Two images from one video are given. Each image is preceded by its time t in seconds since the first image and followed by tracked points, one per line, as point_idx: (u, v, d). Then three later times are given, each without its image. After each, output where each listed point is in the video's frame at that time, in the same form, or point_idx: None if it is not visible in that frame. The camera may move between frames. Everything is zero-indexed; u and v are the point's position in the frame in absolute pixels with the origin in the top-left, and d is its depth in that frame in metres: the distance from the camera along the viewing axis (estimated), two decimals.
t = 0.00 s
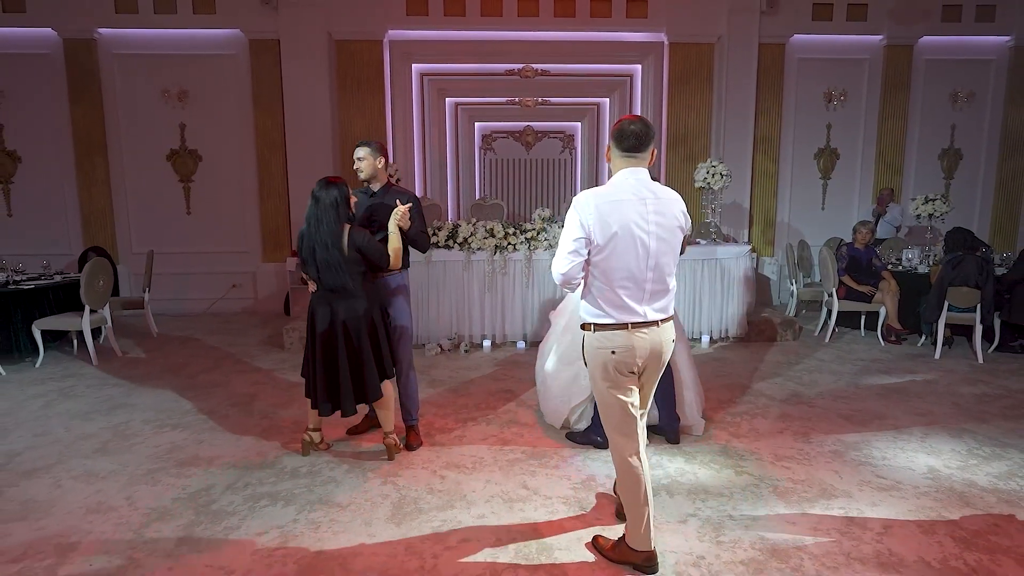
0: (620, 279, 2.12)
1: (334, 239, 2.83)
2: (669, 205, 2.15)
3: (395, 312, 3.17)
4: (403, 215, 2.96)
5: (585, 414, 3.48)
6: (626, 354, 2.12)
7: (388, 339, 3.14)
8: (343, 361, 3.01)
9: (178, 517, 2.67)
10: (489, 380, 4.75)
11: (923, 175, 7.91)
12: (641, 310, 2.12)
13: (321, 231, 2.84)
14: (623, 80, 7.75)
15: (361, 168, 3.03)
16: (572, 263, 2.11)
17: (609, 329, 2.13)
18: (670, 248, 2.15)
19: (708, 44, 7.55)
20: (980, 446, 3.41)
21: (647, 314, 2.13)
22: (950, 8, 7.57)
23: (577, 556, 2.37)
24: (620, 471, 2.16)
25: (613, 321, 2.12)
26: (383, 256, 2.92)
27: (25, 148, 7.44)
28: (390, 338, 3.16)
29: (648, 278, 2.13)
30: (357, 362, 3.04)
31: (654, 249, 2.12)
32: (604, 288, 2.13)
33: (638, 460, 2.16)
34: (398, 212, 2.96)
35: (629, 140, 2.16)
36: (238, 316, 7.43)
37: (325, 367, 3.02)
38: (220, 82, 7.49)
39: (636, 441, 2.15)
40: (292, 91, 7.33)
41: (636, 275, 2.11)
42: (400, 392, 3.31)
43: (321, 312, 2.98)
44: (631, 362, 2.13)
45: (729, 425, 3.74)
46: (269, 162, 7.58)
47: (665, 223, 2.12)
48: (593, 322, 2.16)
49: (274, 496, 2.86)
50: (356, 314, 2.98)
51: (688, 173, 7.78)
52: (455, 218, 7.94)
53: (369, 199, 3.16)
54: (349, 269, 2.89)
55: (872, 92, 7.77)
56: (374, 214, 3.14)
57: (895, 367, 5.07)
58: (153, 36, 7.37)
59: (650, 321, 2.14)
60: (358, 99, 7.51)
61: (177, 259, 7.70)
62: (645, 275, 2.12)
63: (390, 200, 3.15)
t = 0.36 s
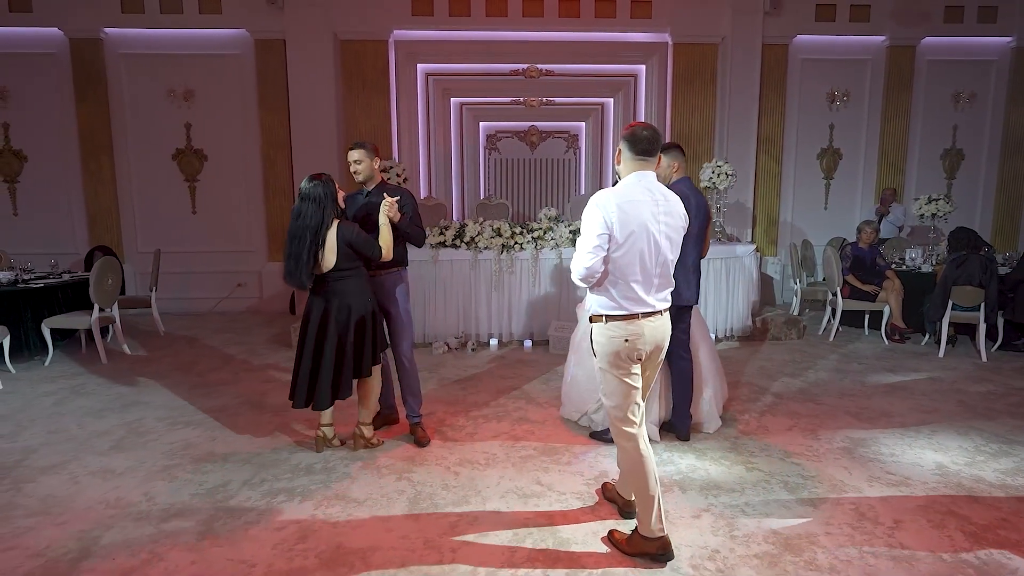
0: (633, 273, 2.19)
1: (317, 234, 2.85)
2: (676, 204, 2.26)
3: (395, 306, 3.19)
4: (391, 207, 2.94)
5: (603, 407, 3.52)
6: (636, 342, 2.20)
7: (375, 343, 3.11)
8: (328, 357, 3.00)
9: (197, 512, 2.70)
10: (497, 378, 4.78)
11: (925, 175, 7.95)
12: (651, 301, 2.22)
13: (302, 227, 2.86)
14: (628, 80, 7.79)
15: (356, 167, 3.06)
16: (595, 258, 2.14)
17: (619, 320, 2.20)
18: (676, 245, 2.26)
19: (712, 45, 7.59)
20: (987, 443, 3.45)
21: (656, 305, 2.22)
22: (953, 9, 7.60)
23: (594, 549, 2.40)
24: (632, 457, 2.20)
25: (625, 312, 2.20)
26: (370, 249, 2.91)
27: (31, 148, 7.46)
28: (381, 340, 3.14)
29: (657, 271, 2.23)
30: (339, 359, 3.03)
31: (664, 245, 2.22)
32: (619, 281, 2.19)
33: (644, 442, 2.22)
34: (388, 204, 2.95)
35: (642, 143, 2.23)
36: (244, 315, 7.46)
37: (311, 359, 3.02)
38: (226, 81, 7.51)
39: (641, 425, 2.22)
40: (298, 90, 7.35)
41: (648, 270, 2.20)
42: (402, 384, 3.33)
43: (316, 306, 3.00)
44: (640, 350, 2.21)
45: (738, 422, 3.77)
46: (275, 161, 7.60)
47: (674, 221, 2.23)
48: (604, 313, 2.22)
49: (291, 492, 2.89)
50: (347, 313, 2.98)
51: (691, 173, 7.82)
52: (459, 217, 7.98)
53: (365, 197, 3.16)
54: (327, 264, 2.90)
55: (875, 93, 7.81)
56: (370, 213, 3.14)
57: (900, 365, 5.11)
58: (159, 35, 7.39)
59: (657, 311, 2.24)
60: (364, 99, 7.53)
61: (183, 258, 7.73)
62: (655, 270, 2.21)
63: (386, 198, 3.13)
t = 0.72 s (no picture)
0: (648, 261, 2.30)
1: (327, 230, 2.88)
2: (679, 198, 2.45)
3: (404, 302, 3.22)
4: (403, 203, 2.96)
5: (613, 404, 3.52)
6: (645, 328, 2.32)
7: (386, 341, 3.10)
8: (336, 351, 3.02)
9: (214, 505, 2.72)
10: (505, 374, 4.81)
11: (927, 174, 7.99)
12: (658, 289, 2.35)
13: (312, 223, 2.89)
14: (630, 79, 7.82)
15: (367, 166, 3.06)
16: (621, 245, 2.21)
17: (631, 306, 2.30)
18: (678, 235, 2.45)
19: (715, 44, 7.62)
20: (993, 437, 3.48)
21: (661, 292, 2.36)
22: (953, 9, 7.65)
23: (609, 541, 2.42)
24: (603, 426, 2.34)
25: (636, 300, 2.30)
26: (376, 246, 2.92)
27: (36, 147, 7.47)
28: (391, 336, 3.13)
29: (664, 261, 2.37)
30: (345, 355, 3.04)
31: (671, 236, 2.39)
32: (634, 269, 2.29)
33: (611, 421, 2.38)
34: (400, 199, 2.95)
35: (648, 139, 2.37)
36: (249, 313, 7.48)
37: (320, 354, 3.06)
38: (230, 81, 7.53)
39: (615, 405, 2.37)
40: (302, 90, 7.36)
41: (659, 258, 2.34)
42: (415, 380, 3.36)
43: (326, 301, 3.03)
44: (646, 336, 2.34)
45: (746, 417, 3.80)
46: (279, 161, 7.62)
47: (677, 215, 2.42)
48: (616, 300, 2.30)
49: (306, 486, 2.91)
50: (356, 309, 2.99)
51: (694, 171, 7.85)
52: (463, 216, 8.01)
53: (375, 195, 3.16)
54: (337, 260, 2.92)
55: (877, 92, 7.85)
56: (381, 211, 3.15)
57: (904, 362, 5.14)
58: (163, 35, 7.41)
59: (661, 298, 2.37)
60: (368, 98, 7.56)
61: (187, 257, 7.74)
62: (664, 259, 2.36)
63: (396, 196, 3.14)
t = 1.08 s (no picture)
0: (629, 256, 2.34)
1: (351, 226, 2.88)
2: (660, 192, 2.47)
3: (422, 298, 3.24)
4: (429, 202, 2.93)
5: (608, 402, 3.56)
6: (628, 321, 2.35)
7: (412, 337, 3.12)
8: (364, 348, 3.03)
9: (223, 499, 2.73)
10: (508, 371, 4.83)
11: (926, 172, 8.03)
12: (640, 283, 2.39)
13: (336, 219, 2.89)
14: (631, 78, 7.84)
15: (391, 163, 3.09)
16: (602, 240, 2.24)
17: (613, 300, 2.33)
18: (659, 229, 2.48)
19: (715, 43, 7.64)
20: (993, 431, 3.51)
21: (643, 285, 2.40)
22: (952, 8, 7.69)
23: (616, 532, 2.44)
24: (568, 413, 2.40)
25: (618, 294, 2.34)
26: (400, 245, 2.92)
27: (37, 145, 7.47)
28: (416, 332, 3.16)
29: (646, 255, 2.40)
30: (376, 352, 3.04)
31: (652, 230, 2.41)
32: (617, 264, 2.32)
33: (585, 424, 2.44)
34: (426, 198, 2.93)
35: (627, 138, 2.38)
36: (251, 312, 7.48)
37: (347, 353, 3.05)
38: (232, 79, 7.54)
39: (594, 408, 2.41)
40: (304, 88, 7.37)
41: (640, 253, 2.36)
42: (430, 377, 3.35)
43: (351, 299, 3.03)
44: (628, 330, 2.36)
45: (749, 412, 3.83)
46: (280, 159, 7.64)
47: (658, 209, 2.44)
48: (598, 294, 2.35)
49: (313, 480, 2.93)
50: (382, 306, 3.00)
51: (694, 170, 7.88)
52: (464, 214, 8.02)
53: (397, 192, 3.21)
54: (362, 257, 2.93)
55: (876, 91, 7.88)
56: (402, 207, 3.20)
57: (905, 358, 5.17)
58: (165, 34, 7.41)
59: (643, 292, 2.41)
60: (369, 96, 7.57)
61: (189, 255, 7.75)
62: (645, 253, 2.39)
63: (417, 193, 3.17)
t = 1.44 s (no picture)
0: (566, 256, 2.35)
1: (367, 223, 2.89)
2: (614, 194, 2.42)
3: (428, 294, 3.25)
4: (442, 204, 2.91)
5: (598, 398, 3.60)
6: (560, 318, 2.38)
7: (424, 333, 3.14)
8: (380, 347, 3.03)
9: (225, 495, 2.74)
10: (507, 369, 4.84)
11: (924, 170, 8.05)
12: (582, 282, 2.38)
13: (353, 214, 2.90)
14: (630, 77, 7.83)
15: (410, 160, 3.11)
16: (527, 240, 2.32)
17: (550, 295, 2.39)
18: (612, 231, 2.42)
19: (714, 42, 7.65)
20: (992, 427, 3.53)
21: (587, 286, 2.38)
22: (950, 7, 7.71)
23: (617, 527, 2.45)
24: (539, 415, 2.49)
25: (555, 290, 2.38)
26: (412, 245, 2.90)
27: (36, 144, 7.45)
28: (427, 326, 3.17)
29: (590, 255, 2.37)
30: (394, 354, 3.05)
31: (597, 230, 2.37)
32: (552, 263, 2.36)
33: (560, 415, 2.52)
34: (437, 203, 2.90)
35: (578, 133, 2.41)
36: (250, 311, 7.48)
37: (368, 356, 3.04)
38: (231, 78, 7.54)
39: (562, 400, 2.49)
40: (303, 86, 7.38)
41: (581, 253, 2.35)
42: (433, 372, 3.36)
43: (361, 301, 3.02)
44: (563, 327, 2.40)
45: (749, 408, 3.84)
46: (279, 158, 7.63)
47: (607, 209, 2.38)
48: (538, 289, 2.42)
49: (314, 476, 2.94)
50: (395, 304, 3.01)
51: (693, 168, 7.89)
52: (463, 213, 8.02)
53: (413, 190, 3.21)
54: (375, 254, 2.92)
55: (874, 90, 7.90)
56: (417, 204, 3.20)
57: (903, 355, 5.19)
58: (164, 32, 7.41)
59: (586, 292, 2.39)
60: (368, 95, 7.57)
61: (188, 254, 7.74)
62: (589, 253, 2.36)
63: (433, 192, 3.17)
